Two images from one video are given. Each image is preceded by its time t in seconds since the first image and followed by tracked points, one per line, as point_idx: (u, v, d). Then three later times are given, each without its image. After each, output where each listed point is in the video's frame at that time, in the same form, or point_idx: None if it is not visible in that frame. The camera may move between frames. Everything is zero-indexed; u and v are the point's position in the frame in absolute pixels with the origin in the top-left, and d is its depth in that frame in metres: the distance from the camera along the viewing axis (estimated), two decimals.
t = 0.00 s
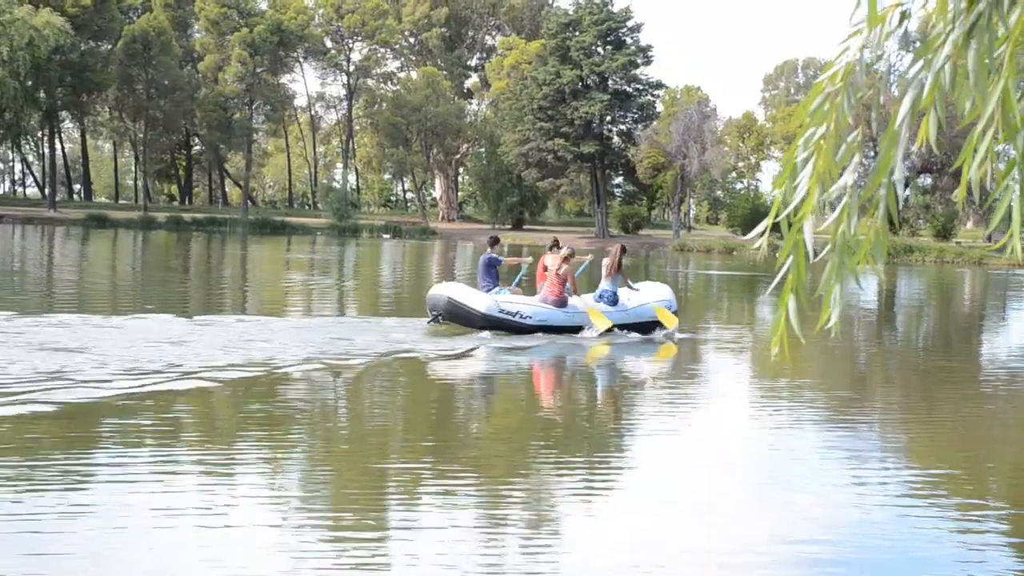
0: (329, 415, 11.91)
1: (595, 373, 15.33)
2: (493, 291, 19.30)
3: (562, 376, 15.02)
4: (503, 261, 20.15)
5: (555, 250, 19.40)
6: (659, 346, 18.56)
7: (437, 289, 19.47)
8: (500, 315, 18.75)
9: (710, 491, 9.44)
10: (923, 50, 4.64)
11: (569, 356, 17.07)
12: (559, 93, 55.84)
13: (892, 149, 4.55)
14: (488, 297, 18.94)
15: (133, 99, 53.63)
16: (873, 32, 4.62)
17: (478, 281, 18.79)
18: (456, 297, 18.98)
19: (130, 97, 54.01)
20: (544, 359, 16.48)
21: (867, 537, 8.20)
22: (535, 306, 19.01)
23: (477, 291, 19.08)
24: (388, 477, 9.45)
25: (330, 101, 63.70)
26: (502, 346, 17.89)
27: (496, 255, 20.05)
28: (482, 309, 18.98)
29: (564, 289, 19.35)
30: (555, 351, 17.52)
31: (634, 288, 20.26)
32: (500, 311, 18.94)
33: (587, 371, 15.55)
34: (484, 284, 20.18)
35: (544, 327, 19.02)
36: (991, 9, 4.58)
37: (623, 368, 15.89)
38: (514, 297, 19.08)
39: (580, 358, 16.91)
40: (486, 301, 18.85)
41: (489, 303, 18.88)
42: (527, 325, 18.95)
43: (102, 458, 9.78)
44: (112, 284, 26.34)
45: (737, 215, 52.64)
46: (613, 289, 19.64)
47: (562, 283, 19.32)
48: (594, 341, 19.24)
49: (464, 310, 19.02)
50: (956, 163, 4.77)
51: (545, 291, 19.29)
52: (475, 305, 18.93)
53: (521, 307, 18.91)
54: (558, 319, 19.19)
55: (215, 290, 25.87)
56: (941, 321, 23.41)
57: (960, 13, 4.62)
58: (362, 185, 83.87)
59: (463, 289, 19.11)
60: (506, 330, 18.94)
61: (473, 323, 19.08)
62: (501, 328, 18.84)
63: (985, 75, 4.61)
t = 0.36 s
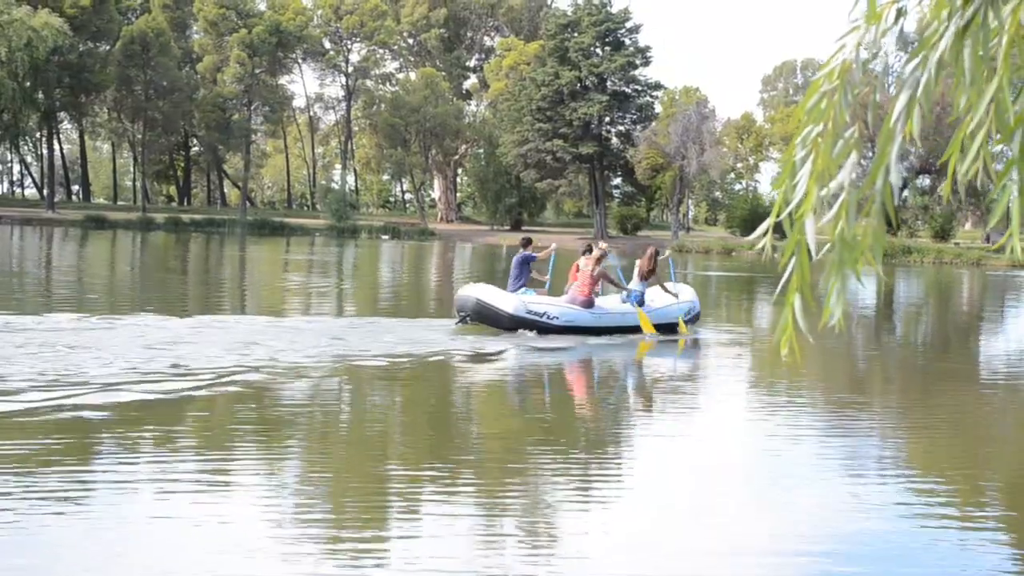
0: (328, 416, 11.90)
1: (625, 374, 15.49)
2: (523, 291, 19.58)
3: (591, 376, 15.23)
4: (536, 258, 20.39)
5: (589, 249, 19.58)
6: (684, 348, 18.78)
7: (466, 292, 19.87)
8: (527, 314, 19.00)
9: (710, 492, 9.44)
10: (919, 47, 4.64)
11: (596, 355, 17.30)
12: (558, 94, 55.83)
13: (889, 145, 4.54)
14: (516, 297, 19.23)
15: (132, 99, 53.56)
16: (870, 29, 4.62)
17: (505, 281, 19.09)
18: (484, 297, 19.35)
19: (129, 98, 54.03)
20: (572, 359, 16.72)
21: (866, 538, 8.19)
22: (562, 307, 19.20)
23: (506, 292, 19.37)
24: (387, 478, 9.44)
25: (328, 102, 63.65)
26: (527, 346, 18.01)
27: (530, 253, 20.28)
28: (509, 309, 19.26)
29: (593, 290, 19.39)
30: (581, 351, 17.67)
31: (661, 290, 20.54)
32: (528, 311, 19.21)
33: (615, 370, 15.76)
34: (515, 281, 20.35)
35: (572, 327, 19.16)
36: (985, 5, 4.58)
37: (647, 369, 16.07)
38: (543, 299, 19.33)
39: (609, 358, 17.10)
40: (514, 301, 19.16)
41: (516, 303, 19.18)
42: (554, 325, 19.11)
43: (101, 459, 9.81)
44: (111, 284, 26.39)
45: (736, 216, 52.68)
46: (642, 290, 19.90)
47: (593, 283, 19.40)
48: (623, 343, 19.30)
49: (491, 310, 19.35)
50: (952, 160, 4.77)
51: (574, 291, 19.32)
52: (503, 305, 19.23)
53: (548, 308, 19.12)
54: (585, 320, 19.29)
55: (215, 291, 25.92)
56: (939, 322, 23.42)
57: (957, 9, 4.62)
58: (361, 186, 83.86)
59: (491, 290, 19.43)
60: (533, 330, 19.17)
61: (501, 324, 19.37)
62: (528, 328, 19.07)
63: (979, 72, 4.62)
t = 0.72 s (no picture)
0: (310, 420, 11.90)
1: (636, 374, 15.70)
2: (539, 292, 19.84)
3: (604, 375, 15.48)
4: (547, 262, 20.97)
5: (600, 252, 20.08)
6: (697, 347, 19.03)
7: (483, 292, 20.09)
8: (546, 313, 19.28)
9: (690, 493, 9.44)
10: (894, 46, 4.51)
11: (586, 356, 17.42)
12: (541, 95, 55.85)
13: (863, 144, 4.43)
14: (533, 298, 19.49)
15: (113, 99, 53.31)
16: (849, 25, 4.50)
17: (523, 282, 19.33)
18: (502, 297, 19.59)
19: (110, 97, 53.73)
20: (586, 359, 16.96)
21: (844, 538, 8.25)
22: (580, 307, 19.49)
23: (524, 293, 19.61)
24: (367, 482, 9.42)
25: (311, 102, 63.52)
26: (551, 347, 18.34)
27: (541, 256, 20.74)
28: (528, 310, 19.51)
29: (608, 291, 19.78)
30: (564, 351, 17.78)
31: (672, 290, 20.88)
32: (546, 311, 19.47)
33: (628, 371, 16.00)
34: (528, 284, 20.77)
35: (589, 327, 19.48)
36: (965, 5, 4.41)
37: (662, 369, 16.24)
38: (561, 300, 19.61)
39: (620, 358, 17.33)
40: (532, 301, 19.41)
41: (534, 304, 19.43)
42: (572, 325, 19.40)
43: (81, 463, 9.82)
44: (94, 285, 26.37)
45: (719, 217, 52.90)
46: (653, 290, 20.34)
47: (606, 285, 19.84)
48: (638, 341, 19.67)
49: (510, 310, 19.60)
50: (928, 161, 4.65)
51: (589, 292, 19.72)
52: (521, 306, 19.47)
53: (565, 308, 19.41)
54: (601, 320, 19.63)
55: (199, 291, 25.93)
56: (920, 322, 23.58)
57: (934, 7, 4.47)
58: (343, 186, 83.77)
59: (510, 291, 19.66)
60: (551, 330, 19.44)
61: (519, 324, 19.63)
62: (547, 329, 19.34)
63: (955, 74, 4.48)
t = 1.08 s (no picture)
0: (274, 420, 11.85)
1: (629, 374, 15.87)
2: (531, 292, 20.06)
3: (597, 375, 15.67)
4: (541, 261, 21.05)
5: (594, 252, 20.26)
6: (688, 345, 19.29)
7: (475, 292, 20.31)
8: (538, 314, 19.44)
9: (655, 493, 9.49)
10: (856, 49, 4.54)
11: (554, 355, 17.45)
12: (505, 95, 55.82)
13: (826, 147, 4.46)
14: (525, 298, 19.71)
15: (72, 98, 52.70)
16: (811, 29, 4.52)
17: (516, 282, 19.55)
18: (494, 297, 19.81)
19: (69, 96, 53.10)
20: (578, 359, 17.15)
21: (807, 536, 8.30)
22: (571, 308, 19.68)
23: (516, 293, 19.83)
24: (332, 482, 9.40)
25: (273, 102, 63.16)
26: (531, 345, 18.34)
27: (535, 255, 20.82)
28: (519, 310, 19.72)
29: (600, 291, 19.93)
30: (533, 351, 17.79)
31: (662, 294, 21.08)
32: (537, 311, 19.69)
33: (620, 370, 16.20)
34: (519, 285, 20.83)
35: (580, 327, 19.63)
36: (924, 8, 4.43)
37: (651, 368, 16.44)
38: (552, 300, 19.82)
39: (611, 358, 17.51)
40: (523, 302, 19.64)
41: (525, 304, 19.66)
42: (562, 325, 19.59)
43: (39, 464, 9.71)
44: (54, 285, 26.12)
45: (682, 218, 53.12)
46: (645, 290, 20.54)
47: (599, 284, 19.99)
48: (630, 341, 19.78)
49: (501, 310, 19.80)
50: (891, 162, 4.66)
51: (580, 292, 19.89)
52: (512, 306, 19.68)
53: (556, 308, 19.62)
54: (592, 320, 19.73)
55: (160, 291, 25.76)
56: (881, 322, 23.84)
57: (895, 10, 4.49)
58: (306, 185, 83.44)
59: (501, 291, 19.86)
60: (542, 330, 19.63)
61: (510, 324, 19.83)
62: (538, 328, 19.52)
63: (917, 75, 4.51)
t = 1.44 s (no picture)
0: (233, 422, 11.75)
1: (618, 374, 15.96)
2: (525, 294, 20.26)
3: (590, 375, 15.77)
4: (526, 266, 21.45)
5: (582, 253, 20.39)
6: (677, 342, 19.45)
7: (472, 292, 20.53)
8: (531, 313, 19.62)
9: (616, 495, 9.50)
10: (816, 53, 4.57)
11: (515, 356, 17.44)
12: (466, 95, 55.73)
13: (789, 151, 4.47)
14: (519, 298, 19.89)
15: (27, 96, 51.98)
16: (771, 34, 4.55)
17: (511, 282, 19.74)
18: (489, 297, 20.03)
19: (23, 94, 52.35)
20: (571, 359, 17.25)
21: (764, 535, 8.37)
22: (564, 308, 19.85)
23: (512, 294, 20.02)
24: (291, 486, 9.32)
25: (232, 100, 62.68)
26: (493, 347, 18.34)
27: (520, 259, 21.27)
28: (514, 310, 19.90)
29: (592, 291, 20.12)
30: (489, 352, 17.76)
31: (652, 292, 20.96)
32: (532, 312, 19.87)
33: (614, 370, 16.30)
34: (510, 287, 21.24)
35: (572, 327, 19.80)
36: (882, 12, 4.47)
37: (641, 368, 16.53)
38: (547, 300, 19.99)
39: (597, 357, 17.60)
40: (518, 302, 19.84)
41: (520, 304, 19.86)
42: (556, 325, 19.75)
43: None
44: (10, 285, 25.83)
45: (642, 218, 53.31)
46: (632, 290, 20.51)
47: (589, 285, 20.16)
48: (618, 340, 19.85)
49: (496, 310, 20.02)
50: (852, 166, 4.68)
51: (571, 293, 20.08)
52: (507, 306, 19.87)
53: (550, 308, 19.79)
54: (583, 320, 19.93)
55: (117, 291, 25.54)
56: (839, 322, 24.01)
57: (852, 14, 4.52)
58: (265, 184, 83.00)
59: (498, 292, 20.07)
60: (536, 330, 19.79)
61: (505, 323, 20.06)
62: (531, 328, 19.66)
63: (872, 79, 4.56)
